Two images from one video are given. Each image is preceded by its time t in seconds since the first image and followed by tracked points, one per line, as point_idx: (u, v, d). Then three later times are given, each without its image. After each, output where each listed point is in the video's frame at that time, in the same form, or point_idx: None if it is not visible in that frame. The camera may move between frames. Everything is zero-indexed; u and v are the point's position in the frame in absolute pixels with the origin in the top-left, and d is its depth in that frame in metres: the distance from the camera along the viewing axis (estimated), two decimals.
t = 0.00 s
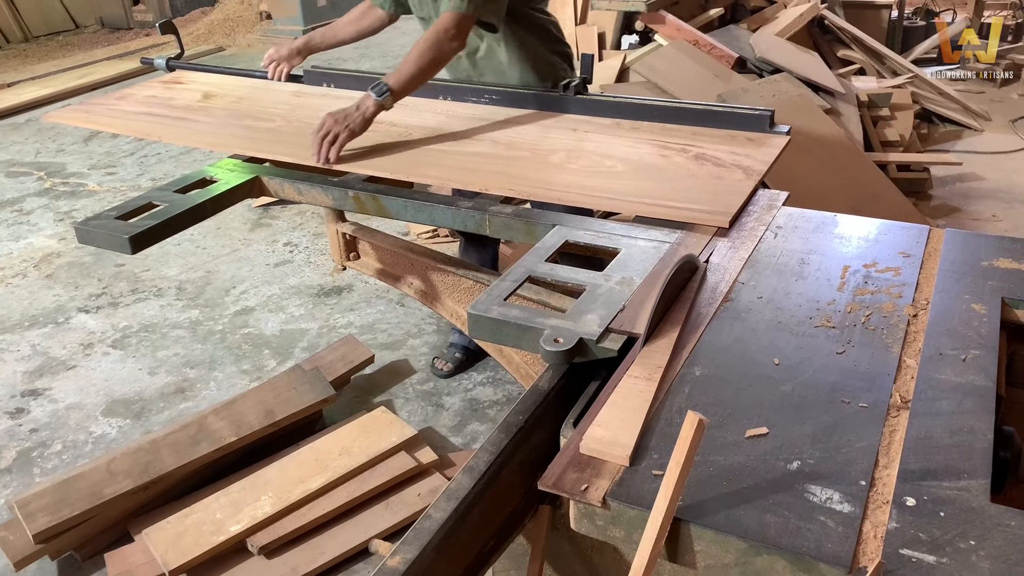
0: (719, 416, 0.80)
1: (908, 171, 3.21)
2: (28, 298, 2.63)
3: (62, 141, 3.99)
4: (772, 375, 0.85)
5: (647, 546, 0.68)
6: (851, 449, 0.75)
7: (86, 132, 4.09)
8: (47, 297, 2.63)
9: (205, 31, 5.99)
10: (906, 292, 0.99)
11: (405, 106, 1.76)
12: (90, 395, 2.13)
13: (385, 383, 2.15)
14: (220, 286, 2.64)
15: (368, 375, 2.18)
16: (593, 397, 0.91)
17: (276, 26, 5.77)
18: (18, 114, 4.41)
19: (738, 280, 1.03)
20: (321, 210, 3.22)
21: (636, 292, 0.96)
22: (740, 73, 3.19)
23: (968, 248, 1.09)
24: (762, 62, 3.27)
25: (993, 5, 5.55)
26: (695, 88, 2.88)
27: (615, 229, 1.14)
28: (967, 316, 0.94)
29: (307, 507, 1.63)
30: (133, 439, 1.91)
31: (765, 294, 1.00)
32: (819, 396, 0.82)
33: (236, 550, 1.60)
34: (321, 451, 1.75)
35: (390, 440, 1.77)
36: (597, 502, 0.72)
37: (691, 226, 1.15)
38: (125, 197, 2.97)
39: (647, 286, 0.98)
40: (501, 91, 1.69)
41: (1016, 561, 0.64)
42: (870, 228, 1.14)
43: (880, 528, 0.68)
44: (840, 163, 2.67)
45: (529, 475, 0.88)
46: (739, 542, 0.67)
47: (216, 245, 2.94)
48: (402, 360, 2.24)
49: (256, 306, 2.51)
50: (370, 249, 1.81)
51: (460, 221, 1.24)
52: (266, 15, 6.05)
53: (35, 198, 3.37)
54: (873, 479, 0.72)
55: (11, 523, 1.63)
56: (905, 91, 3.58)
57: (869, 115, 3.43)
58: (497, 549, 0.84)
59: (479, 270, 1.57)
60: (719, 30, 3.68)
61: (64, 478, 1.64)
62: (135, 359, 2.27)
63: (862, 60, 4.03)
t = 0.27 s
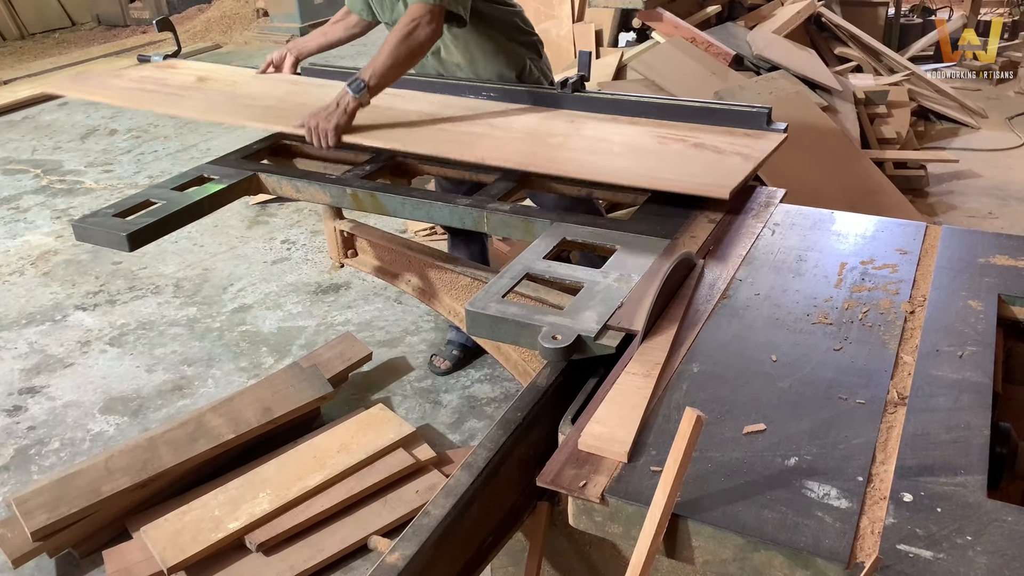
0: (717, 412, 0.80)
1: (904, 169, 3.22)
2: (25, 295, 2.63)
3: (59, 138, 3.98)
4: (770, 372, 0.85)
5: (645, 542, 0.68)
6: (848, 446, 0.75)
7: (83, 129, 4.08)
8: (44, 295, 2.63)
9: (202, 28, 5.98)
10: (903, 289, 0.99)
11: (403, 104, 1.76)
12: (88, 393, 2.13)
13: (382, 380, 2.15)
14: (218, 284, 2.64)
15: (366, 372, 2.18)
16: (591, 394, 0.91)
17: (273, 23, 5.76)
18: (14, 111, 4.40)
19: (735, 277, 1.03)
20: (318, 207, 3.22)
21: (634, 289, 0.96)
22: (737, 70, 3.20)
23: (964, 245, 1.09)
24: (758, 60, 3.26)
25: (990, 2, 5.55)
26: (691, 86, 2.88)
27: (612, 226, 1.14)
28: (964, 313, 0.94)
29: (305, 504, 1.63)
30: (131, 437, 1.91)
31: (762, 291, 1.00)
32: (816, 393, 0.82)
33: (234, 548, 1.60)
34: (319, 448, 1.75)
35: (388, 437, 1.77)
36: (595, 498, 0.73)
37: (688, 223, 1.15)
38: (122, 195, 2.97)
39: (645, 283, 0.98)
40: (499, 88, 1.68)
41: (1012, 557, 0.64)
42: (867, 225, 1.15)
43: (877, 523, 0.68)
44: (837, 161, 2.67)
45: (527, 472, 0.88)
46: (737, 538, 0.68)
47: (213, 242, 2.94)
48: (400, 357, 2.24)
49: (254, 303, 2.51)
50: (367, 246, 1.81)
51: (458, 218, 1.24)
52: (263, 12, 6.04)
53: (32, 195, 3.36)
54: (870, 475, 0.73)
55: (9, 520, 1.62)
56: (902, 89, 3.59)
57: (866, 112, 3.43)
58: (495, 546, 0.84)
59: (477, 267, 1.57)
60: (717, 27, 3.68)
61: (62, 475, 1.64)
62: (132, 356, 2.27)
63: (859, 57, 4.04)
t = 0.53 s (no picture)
0: (716, 414, 0.80)
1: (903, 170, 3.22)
2: (24, 298, 2.63)
3: (58, 141, 3.98)
4: (769, 373, 0.86)
5: (645, 543, 0.68)
6: (847, 447, 0.75)
7: (81, 132, 4.08)
8: (43, 298, 2.62)
9: (201, 31, 5.99)
10: (902, 290, 0.99)
11: (402, 106, 1.76)
12: (86, 395, 2.13)
13: (382, 382, 2.15)
14: (217, 286, 2.64)
15: (365, 374, 2.18)
16: (590, 396, 0.91)
17: (271, 25, 5.77)
18: (13, 114, 4.40)
19: (734, 278, 1.04)
20: (317, 210, 3.22)
21: (633, 291, 0.96)
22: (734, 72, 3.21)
23: (963, 246, 1.09)
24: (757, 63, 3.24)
25: (988, 4, 5.56)
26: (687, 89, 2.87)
27: (611, 228, 1.14)
28: (963, 314, 0.95)
29: (305, 506, 1.63)
30: (130, 439, 1.91)
31: (761, 292, 1.00)
32: (816, 394, 0.82)
33: (233, 550, 1.60)
34: (318, 450, 1.75)
35: (387, 439, 1.77)
36: (595, 500, 0.73)
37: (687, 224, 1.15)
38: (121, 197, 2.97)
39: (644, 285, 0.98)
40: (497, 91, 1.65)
41: (1012, 558, 0.64)
42: (866, 227, 1.15)
43: (877, 525, 0.68)
44: (836, 162, 2.68)
45: (526, 474, 0.88)
46: (737, 539, 0.68)
47: (212, 245, 2.94)
48: (400, 359, 2.24)
49: (253, 305, 2.51)
50: (366, 248, 1.82)
51: (457, 220, 1.24)
52: (262, 14, 6.04)
53: (30, 198, 3.36)
54: (869, 476, 0.73)
55: (8, 523, 1.62)
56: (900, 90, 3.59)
57: (864, 114, 3.44)
58: (495, 548, 0.84)
59: (476, 269, 1.58)
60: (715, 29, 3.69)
61: (61, 478, 1.64)
62: (131, 358, 2.27)
63: (857, 59, 4.05)
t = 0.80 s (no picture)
0: (714, 420, 0.81)
1: (901, 176, 3.23)
2: (22, 304, 2.63)
3: (57, 147, 3.99)
4: (766, 379, 0.86)
5: (642, 550, 0.68)
6: (845, 453, 0.75)
7: (81, 138, 4.08)
8: (42, 304, 2.62)
9: (200, 37, 6.00)
10: (899, 296, 0.99)
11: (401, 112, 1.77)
12: (85, 401, 2.13)
13: (380, 388, 2.15)
14: (216, 292, 2.64)
15: (363, 380, 2.18)
16: (588, 402, 0.91)
17: (270, 31, 5.79)
18: (13, 120, 4.41)
19: (732, 284, 1.04)
20: (316, 215, 3.22)
21: (630, 297, 0.97)
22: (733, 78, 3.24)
23: (960, 252, 1.10)
24: (755, 69, 3.31)
25: (984, 10, 5.58)
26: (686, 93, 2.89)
27: (608, 234, 1.14)
28: (959, 319, 0.95)
29: (303, 513, 1.63)
30: (128, 445, 1.90)
31: (758, 298, 1.00)
32: (813, 400, 0.82)
33: (231, 557, 1.60)
34: (317, 456, 1.75)
35: (385, 445, 1.77)
36: (592, 506, 0.73)
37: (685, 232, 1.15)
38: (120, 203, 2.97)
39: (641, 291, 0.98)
40: (495, 97, 1.65)
41: (1009, 564, 0.64)
42: (863, 233, 1.15)
43: (874, 530, 0.68)
44: (833, 168, 2.68)
45: (524, 480, 0.88)
46: (734, 545, 0.68)
47: (211, 250, 2.94)
48: (398, 365, 2.24)
49: (252, 311, 2.51)
50: (365, 254, 1.82)
51: (455, 225, 1.25)
52: (261, 21, 6.06)
53: (29, 204, 3.36)
54: (867, 482, 0.73)
55: (6, 530, 1.62)
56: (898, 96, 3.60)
57: (862, 119, 3.45)
58: (493, 555, 0.84)
59: (474, 275, 1.58)
60: (713, 35, 3.71)
61: (59, 484, 1.64)
62: (130, 364, 2.27)
63: (854, 65, 4.06)
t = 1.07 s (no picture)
0: (715, 421, 0.80)
1: (901, 178, 3.23)
2: (22, 305, 2.63)
3: (57, 148, 3.99)
4: (767, 381, 0.86)
5: (643, 552, 0.68)
6: (846, 455, 0.75)
7: (81, 139, 4.09)
8: (42, 305, 2.62)
9: (201, 38, 6.01)
10: (900, 298, 0.99)
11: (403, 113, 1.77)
12: (85, 403, 2.13)
13: (380, 389, 2.15)
14: (216, 293, 2.64)
15: (363, 381, 2.18)
16: (589, 403, 0.91)
17: (271, 33, 5.79)
18: (13, 121, 4.41)
19: (733, 286, 1.04)
20: (316, 217, 3.22)
21: (631, 299, 0.96)
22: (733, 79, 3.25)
23: (961, 253, 1.09)
24: (756, 70, 3.32)
25: (985, 12, 5.59)
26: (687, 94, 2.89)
27: (609, 235, 1.14)
28: (961, 321, 0.95)
29: (303, 515, 1.63)
30: (128, 447, 1.90)
31: (759, 300, 1.00)
32: (814, 402, 0.82)
33: (231, 558, 1.59)
34: (317, 458, 1.74)
35: (386, 446, 1.77)
36: (593, 508, 0.73)
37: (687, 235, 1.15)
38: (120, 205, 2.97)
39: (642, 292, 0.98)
40: (496, 98, 1.65)
41: (1011, 566, 0.64)
42: (864, 234, 1.15)
43: (876, 533, 0.68)
44: (834, 169, 2.68)
45: (525, 482, 0.88)
46: (735, 547, 0.68)
47: (211, 252, 2.94)
48: (399, 366, 2.24)
49: (252, 313, 2.51)
50: (366, 256, 1.82)
51: (456, 227, 1.25)
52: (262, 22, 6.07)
53: (30, 205, 3.36)
54: (869, 484, 0.73)
55: (6, 531, 1.62)
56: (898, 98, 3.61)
57: (863, 121, 3.45)
58: (494, 556, 0.84)
59: (475, 276, 1.58)
60: (713, 38, 3.71)
61: (59, 485, 1.64)
62: (130, 366, 2.27)
63: (854, 67, 4.07)
